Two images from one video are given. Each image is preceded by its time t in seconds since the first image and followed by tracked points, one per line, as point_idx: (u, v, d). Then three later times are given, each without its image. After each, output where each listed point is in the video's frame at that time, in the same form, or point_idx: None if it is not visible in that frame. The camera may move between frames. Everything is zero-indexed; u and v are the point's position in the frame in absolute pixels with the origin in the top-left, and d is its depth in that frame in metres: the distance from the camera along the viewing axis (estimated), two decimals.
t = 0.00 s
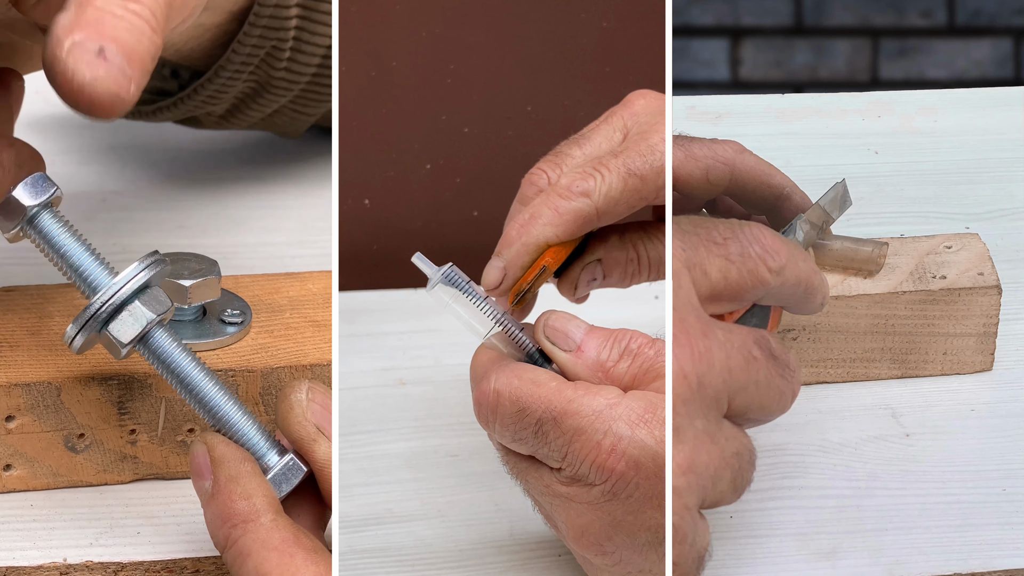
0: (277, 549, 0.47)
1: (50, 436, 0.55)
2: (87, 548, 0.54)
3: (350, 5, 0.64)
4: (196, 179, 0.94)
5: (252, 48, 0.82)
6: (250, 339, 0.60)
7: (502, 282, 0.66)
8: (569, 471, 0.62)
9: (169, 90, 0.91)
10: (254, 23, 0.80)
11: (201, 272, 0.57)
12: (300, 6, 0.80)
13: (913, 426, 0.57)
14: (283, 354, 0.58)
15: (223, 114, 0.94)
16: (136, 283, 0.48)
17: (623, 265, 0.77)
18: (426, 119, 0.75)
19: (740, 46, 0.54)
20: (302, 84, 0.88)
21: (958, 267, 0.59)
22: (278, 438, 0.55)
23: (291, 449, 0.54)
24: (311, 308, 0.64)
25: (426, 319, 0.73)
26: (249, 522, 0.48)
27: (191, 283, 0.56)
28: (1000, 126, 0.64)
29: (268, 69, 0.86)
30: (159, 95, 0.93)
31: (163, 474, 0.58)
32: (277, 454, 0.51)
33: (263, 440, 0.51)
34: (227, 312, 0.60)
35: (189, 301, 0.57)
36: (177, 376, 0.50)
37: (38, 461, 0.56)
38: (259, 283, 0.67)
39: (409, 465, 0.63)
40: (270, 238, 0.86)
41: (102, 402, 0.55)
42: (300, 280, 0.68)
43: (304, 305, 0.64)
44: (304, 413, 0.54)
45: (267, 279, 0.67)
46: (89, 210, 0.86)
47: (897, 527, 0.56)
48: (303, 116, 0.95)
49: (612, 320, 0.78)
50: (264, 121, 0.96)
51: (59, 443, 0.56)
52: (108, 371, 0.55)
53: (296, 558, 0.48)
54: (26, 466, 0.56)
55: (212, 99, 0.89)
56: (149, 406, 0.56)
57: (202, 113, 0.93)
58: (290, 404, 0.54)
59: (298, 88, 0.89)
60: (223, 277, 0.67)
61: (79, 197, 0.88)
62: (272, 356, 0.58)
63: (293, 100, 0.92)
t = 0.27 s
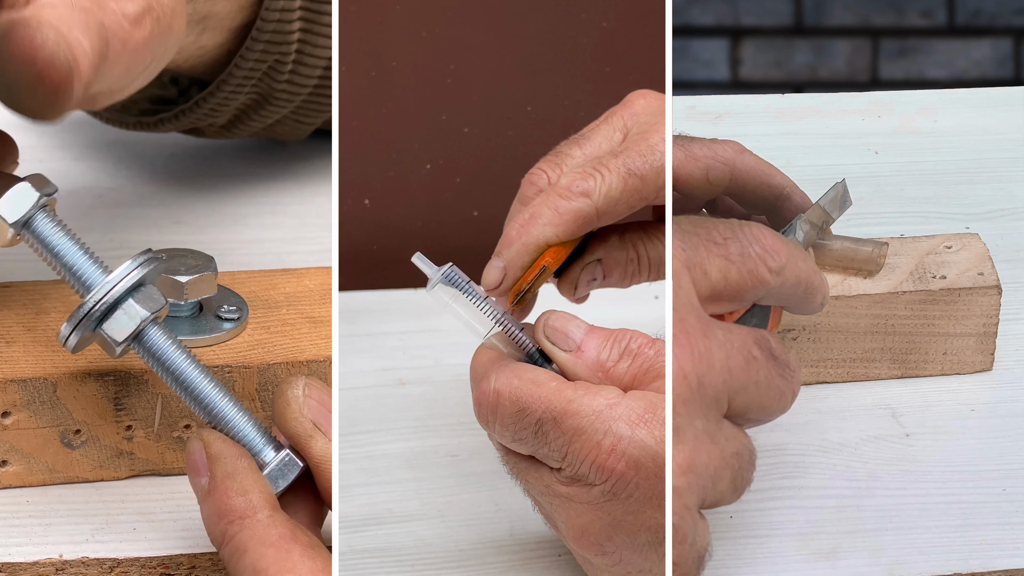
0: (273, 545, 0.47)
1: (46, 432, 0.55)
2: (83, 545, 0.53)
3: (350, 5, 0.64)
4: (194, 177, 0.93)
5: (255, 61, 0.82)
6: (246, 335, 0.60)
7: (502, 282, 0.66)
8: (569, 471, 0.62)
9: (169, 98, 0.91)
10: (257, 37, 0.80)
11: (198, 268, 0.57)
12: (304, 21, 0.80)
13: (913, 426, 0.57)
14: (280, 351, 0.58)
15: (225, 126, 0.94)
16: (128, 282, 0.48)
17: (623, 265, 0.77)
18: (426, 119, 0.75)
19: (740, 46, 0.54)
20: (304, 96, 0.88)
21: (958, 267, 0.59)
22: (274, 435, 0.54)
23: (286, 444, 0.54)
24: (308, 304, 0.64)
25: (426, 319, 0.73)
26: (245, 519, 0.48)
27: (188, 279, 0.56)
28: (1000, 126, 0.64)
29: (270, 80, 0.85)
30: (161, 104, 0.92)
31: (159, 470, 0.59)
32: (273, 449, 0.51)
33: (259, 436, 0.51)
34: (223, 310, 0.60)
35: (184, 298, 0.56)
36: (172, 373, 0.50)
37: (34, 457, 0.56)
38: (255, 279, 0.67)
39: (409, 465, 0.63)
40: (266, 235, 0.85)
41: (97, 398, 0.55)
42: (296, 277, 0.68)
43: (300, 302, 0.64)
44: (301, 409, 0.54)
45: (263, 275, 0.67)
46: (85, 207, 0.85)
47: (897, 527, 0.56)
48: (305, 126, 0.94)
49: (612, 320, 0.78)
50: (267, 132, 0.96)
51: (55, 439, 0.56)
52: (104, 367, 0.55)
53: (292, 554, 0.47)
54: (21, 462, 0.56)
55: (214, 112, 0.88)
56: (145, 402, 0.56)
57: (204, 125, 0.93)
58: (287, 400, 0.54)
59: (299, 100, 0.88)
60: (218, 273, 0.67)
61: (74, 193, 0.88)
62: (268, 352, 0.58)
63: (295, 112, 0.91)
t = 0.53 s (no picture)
0: (263, 542, 0.47)
1: (37, 426, 0.56)
2: (74, 540, 0.53)
3: (350, 5, 0.64)
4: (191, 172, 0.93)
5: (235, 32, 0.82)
6: (238, 330, 0.59)
7: (502, 282, 0.66)
8: (569, 471, 0.62)
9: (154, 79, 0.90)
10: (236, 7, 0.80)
11: (189, 262, 0.57)
12: None
13: (913, 426, 0.57)
14: (271, 346, 0.58)
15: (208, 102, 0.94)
16: (120, 274, 0.48)
17: (623, 265, 0.77)
18: (426, 119, 0.75)
19: (740, 46, 0.54)
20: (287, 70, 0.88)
21: (958, 267, 0.59)
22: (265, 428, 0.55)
23: (278, 440, 0.54)
24: (300, 298, 0.64)
25: (426, 319, 0.72)
26: (235, 515, 0.48)
27: (179, 273, 0.56)
28: (1000, 126, 0.64)
29: (252, 54, 0.85)
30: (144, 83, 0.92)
31: (150, 464, 0.58)
32: (263, 444, 0.51)
33: (249, 431, 0.51)
34: (214, 304, 0.61)
35: (177, 291, 0.57)
36: (161, 367, 0.50)
37: (25, 451, 0.56)
38: (248, 273, 0.67)
39: (409, 465, 0.63)
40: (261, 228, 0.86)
41: (89, 392, 0.55)
42: (289, 271, 0.68)
43: (292, 296, 0.65)
44: (292, 405, 0.54)
45: (256, 269, 0.67)
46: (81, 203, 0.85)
47: (897, 527, 0.56)
48: (290, 104, 0.94)
49: (611, 320, 0.78)
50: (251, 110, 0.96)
51: (46, 433, 0.56)
52: (96, 361, 0.55)
53: (282, 550, 0.47)
54: (13, 457, 0.56)
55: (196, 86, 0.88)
56: (137, 396, 0.56)
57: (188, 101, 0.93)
58: (277, 396, 0.54)
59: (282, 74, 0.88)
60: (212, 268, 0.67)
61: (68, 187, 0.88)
62: (259, 347, 0.58)
63: (278, 87, 0.91)
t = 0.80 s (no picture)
0: (255, 536, 0.47)
1: (30, 420, 0.56)
2: (67, 533, 0.54)
3: (350, 5, 0.64)
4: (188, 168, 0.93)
5: (228, 37, 0.81)
6: (231, 324, 0.60)
7: (502, 282, 0.66)
8: (569, 471, 0.62)
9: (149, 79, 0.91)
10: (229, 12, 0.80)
11: (183, 256, 0.57)
12: None
13: (913, 426, 0.57)
14: (264, 340, 0.59)
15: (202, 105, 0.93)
16: (115, 266, 0.48)
17: (623, 265, 0.77)
18: (426, 119, 0.75)
19: (740, 46, 0.54)
20: (280, 75, 0.87)
21: (958, 267, 0.59)
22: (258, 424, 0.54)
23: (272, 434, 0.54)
24: (294, 292, 0.64)
25: (426, 318, 0.72)
26: (228, 509, 0.48)
27: (172, 267, 0.56)
28: (1000, 126, 0.64)
29: (245, 59, 0.84)
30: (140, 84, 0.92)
31: (144, 459, 0.59)
32: (257, 440, 0.51)
33: (242, 425, 0.51)
34: (208, 298, 0.60)
35: (170, 285, 0.57)
36: (156, 360, 0.50)
37: (18, 445, 0.56)
38: (242, 267, 0.67)
39: (409, 465, 0.63)
40: (257, 222, 0.86)
41: (82, 386, 0.55)
42: (283, 265, 0.68)
43: (286, 291, 0.64)
44: (284, 399, 0.53)
45: (250, 264, 0.67)
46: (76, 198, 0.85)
47: (897, 527, 0.56)
48: (283, 107, 0.94)
49: (612, 320, 0.78)
50: (245, 113, 0.96)
51: (39, 427, 0.56)
52: (88, 354, 0.55)
53: (275, 544, 0.48)
54: (6, 450, 0.56)
55: (189, 91, 0.88)
56: (130, 390, 0.56)
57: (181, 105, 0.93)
58: (270, 390, 0.54)
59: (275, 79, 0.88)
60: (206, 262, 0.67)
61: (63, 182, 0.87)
62: (252, 341, 0.58)
63: (271, 91, 0.90)
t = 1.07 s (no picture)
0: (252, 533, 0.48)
1: None
2: (55, 537, 0.59)
3: (350, 5, 0.63)
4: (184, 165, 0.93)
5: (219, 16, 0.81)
6: (194, 342, 0.61)
7: (502, 282, 0.66)
8: (569, 471, 0.64)
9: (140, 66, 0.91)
10: None
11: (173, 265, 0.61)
12: None
13: (913, 426, 0.57)
14: (231, 354, 0.59)
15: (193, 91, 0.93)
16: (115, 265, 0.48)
17: (623, 265, 0.77)
18: (426, 119, 0.73)
19: (740, 46, 0.54)
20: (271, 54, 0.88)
21: (958, 267, 0.59)
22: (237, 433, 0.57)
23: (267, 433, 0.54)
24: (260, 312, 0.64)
25: (426, 319, 0.72)
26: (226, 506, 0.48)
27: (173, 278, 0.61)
28: (1000, 126, 0.64)
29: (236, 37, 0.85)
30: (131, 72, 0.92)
31: (111, 476, 0.60)
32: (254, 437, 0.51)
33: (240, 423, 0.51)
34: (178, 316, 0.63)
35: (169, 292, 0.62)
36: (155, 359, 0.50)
37: None
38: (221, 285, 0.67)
39: (409, 465, 0.63)
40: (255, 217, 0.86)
41: (42, 405, 0.56)
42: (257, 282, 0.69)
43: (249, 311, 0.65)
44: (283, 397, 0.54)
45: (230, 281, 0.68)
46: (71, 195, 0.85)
47: (897, 527, 0.57)
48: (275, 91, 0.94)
49: (612, 320, 0.77)
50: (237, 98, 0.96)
51: (3, 446, 0.58)
52: (47, 373, 0.56)
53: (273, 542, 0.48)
54: None
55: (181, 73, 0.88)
56: (93, 407, 0.57)
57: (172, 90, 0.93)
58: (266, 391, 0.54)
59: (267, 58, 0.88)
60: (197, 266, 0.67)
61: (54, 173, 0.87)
62: (217, 357, 0.59)
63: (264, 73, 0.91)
